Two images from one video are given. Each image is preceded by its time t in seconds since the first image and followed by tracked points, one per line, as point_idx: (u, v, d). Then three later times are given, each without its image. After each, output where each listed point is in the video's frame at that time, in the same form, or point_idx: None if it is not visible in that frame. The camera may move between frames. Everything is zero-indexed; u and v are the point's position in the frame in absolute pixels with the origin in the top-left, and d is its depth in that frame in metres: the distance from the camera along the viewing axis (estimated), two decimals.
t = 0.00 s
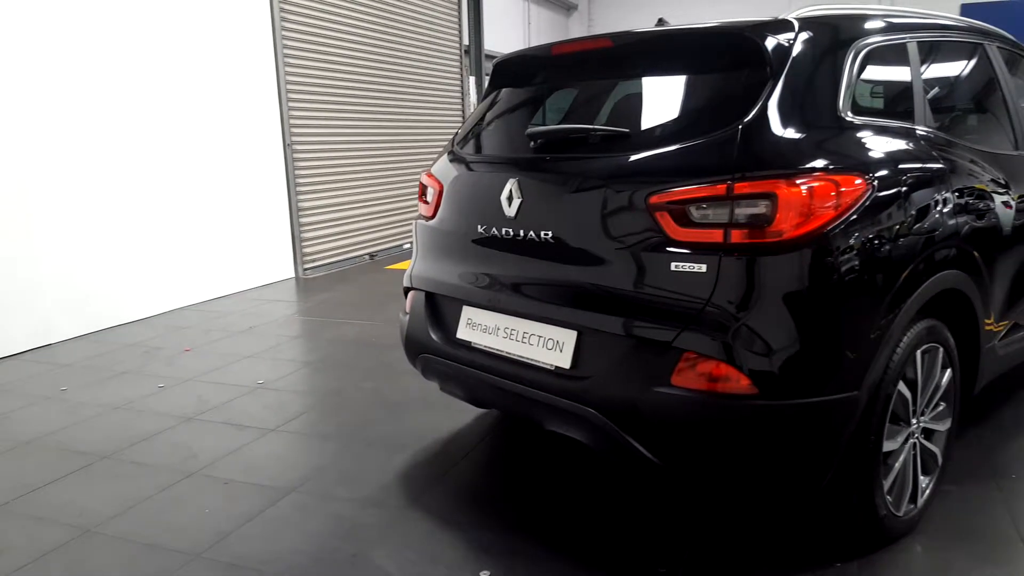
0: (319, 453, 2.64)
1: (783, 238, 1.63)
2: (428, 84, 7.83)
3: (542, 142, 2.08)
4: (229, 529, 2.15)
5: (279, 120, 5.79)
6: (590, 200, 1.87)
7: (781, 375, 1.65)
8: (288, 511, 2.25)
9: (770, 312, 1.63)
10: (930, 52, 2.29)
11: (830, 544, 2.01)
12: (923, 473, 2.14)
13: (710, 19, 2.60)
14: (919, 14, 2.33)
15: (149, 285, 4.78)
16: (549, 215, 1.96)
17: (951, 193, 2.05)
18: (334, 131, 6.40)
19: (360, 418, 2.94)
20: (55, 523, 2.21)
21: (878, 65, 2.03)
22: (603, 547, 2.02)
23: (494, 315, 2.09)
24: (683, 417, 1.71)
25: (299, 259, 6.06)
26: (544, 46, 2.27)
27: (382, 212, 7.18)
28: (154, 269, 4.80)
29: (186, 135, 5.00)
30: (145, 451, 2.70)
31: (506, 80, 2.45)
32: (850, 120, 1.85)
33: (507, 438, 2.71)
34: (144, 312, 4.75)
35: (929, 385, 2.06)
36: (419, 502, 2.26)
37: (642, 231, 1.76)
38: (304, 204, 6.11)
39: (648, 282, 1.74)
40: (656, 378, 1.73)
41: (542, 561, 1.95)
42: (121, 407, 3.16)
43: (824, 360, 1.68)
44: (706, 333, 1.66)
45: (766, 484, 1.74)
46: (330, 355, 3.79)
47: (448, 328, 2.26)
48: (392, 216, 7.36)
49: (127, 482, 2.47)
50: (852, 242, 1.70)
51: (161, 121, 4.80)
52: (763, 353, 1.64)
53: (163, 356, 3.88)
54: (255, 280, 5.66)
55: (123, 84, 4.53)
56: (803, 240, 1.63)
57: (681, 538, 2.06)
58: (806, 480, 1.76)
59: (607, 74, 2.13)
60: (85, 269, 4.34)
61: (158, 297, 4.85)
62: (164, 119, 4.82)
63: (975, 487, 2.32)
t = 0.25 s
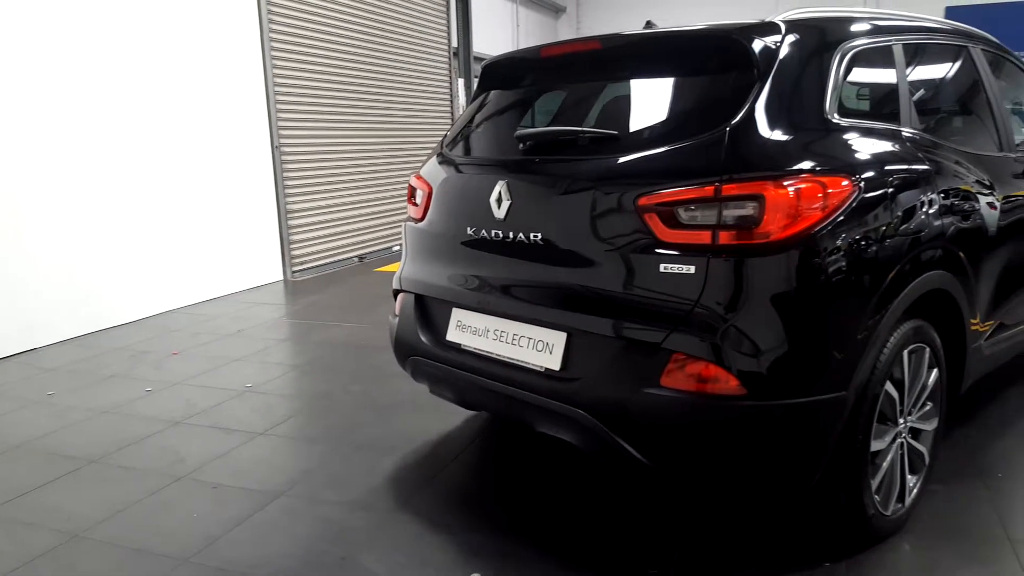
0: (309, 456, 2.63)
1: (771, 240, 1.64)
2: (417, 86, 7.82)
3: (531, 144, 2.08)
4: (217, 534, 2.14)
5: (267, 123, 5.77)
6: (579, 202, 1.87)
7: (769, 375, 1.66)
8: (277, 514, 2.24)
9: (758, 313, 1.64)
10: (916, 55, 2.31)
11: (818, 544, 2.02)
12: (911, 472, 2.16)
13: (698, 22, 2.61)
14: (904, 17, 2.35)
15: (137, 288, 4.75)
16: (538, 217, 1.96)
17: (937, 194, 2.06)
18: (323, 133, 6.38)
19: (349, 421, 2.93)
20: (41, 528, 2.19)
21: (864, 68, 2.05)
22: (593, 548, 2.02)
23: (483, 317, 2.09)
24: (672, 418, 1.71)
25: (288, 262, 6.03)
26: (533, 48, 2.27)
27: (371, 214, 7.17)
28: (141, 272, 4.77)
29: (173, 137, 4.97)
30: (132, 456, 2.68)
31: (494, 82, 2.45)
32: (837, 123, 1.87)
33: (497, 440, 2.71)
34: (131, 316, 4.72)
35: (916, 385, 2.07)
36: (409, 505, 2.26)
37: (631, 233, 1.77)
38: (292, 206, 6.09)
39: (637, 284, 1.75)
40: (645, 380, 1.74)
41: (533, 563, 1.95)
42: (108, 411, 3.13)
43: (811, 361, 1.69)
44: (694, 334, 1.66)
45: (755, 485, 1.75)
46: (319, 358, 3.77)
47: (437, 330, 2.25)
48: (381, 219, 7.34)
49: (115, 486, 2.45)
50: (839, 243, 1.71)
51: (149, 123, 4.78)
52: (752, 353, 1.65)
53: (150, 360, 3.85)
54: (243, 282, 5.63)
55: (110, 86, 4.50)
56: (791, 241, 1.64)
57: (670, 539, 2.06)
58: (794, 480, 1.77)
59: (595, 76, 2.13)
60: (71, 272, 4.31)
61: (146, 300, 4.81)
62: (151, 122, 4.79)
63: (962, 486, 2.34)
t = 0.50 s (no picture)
0: (296, 460, 2.61)
1: (756, 241, 1.65)
2: (403, 88, 7.81)
3: (518, 146, 2.08)
4: (205, 539, 2.13)
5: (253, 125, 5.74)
6: (566, 204, 1.88)
7: (756, 376, 1.67)
8: (264, 519, 2.22)
9: (744, 314, 1.65)
10: (898, 57, 2.33)
11: (805, 543, 2.03)
12: (895, 471, 2.18)
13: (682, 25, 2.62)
14: (886, 20, 2.37)
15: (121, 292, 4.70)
16: (525, 219, 1.96)
17: (919, 195, 2.09)
18: (309, 135, 6.35)
19: (337, 425, 2.91)
20: (24, 536, 2.17)
21: (847, 70, 2.07)
22: (582, 550, 2.02)
23: (471, 319, 2.09)
24: (660, 419, 1.72)
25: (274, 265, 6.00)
26: (519, 50, 2.28)
27: (357, 217, 7.15)
28: (126, 276, 4.73)
29: (156, 140, 4.92)
30: (117, 461, 2.66)
31: (481, 84, 2.45)
32: (820, 124, 1.88)
33: (485, 443, 2.71)
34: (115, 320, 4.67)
35: (900, 384, 2.09)
36: (397, 508, 2.25)
37: (618, 235, 1.77)
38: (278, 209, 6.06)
39: (624, 285, 1.75)
40: (633, 381, 1.74)
41: (521, 565, 1.95)
42: (92, 416, 3.10)
43: (797, 361, 1.70)
44: (681, 335, 1.67)
45: (742, 485, 1.76)
46: (305, 361, 3.75)
47: (425, 333, 2.25)
48: (368, 221, 7.32)
49: (99, 492, 2.43)
50: (823, 244, 1.73)
51: (133, 126, 4.74)
52: (738, 354, 1.66)
53: (135, 364, 3.82)
54: (229, 286, 5.60)
55: (94, 88, 4.46)
56: (776, 242, 1.65)
57: (659, 539, 2.07)
58: (780, 480, 1.78)
59: (581, 79, 2.14)
60: (55, 276, 4.26)
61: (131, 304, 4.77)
62: (135, 125, 4.75)
63: (946, 484, 2.36)
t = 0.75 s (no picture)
0: (284, 464, 2.60)
1: (742, 242, 1.66)
2: (391, 89, 7.80)
3: (506, 148, 2.09)
4: (192, 543, 2.11)
5: (238, 127, 5.71)
6: (554, 206, 1.88)
7: (743, 376, 1.68)
8: (252, 523, 2.21)
9: (731, 314, 1.66)
10: (882, 60, 2.35)
11: (793, 542, 2.05)
12: (882, 469, 2.19)
13: (669, 27, 2.64)
14: (870, 23, 2.39)
15: (106, 295, 4.67)
16: (513, 221, 1.96)
17: (904, 196, 2.11)
18: (296, 137, 6.33)
19: (325, 428, 2.90)
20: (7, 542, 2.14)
21: (832, 72, 2.09)
22: (571, 551, 2.02)
23: (460, 320, 2.09)
24: (648, 419, 1.72)
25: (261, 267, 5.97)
26: (506, 52, 2.28)
27: (345, 219, 7.13)
28: (111, 279, 4.69)
29: (140, 142, 4.89)
30: (102, 466, 2.64)
31: (469, 86, 2.45)
32: (806, 126, 1.90)
33: (474, 445, 2.71)
34: (100, 323, 4.64)
35: (886, 383, 2.11)
36: (386, 511, 2.25)
37: (606, 236, 1.78)
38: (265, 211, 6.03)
39: (612, 286, 1.76)
40: (622, 382, 1.75)
41: (511, 567, 1.95)
42: (77, 421, 3.07)
43: (783, 361, 1.71)
44: (669, 336, 1.68)
45: (729, 485, 1.77)
46: (293, 364, 3.74)
47: (413, 335, 2.25)
48: (355, 223, 7.30)
49: (84, 498, 2.41)
50: (809, 245, 1.74)
51: (118, 128, 4.71)
52: (725, 354, 1.67)
53: (120, 368, 3.79)
54: (215, 288, 5.57)
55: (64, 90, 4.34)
56: (762, 243, 1.67)
57: (647, 539, 2.08)
58: (768, 479, 1.79)
59: (569, 80, 2.14)
60: (38, 279, 4.22)
61: (116, 307, 4.73)
62: (120, 127, 4.72)
63: (931, 483, 2.38)
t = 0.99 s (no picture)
0: (270, 468, 2.59)
1: (728, 243, 1.67)
2: (376, 91, 7.78)
3: (493, 149, 2.09)
4: (178, 548, 2.10)
5: (223, 129, 5.68)
6: (542, 207, 1.88)
7: (729, 376, 1.69)
8: (239, 527, 2.20)
9: (718, 315, 1.67)
10: (865, 62, 2.38)
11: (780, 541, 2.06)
12: (866, 468, 2.21)
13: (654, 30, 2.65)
14: (852, 25, 2.42)
15: (90, 299, 4.62)
16: (500, 223, 1.97)
17: (887, 196, 2.13)
18: (280, 139, 6.30)
19: (312, 431, 2.89)
20: None
21: (815, 74, 2.11)
22: (560, 552, 2.03)
23: (447, 322, 2.09)
24: (636, 420, 1.73)
25: (246, 270, 5.94)
26: (492, 54, 2.29)
27: (331, 221, 7.10)
28: (94, 282, 4.65)
29: (124, 144, 4.84)
30: (86, 472, 2.61)
31: (455, 87, 2.45)
32: (790, 127, 1.92)
33: (462, 447, 2.70)
34: (83, 327, 4.59)
35: (870, 382, 2.13)
36: (374, 514, 2.25)
37: (593, 237, 1.78)
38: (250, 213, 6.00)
39: (599, 288, 1.77)
40: (609, 383, 1.75)
41: (500, 569, 1.95)
42: (60, 426, 3.04)
43: (769, 361, 1.73)
44: (656, 336, 1.69)
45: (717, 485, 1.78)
46: (279, 367, 3.72)
47: (401, 337, 2.24)
48: (342, 225, 7.28)
49: (68, 504, 2.38)
50: (794, 245, 1.76)
51: (101, 131, 4.67)
52: (712, 354, 1.68)
53: (104, 372, 3.75)
54: (200, 291, 5.53)
55: (46, 92, 4.30)
56: (747, 244, 1.68)
57: (636, 540, 2.09)
58: (754, 478, 1.81)
59: (555, 82, 2.15)
60: (20, 283, 4.17)
61: (99, 310, 4.69)
62: (103, 129, 4.68)
63: (915, 480, 2.41)
